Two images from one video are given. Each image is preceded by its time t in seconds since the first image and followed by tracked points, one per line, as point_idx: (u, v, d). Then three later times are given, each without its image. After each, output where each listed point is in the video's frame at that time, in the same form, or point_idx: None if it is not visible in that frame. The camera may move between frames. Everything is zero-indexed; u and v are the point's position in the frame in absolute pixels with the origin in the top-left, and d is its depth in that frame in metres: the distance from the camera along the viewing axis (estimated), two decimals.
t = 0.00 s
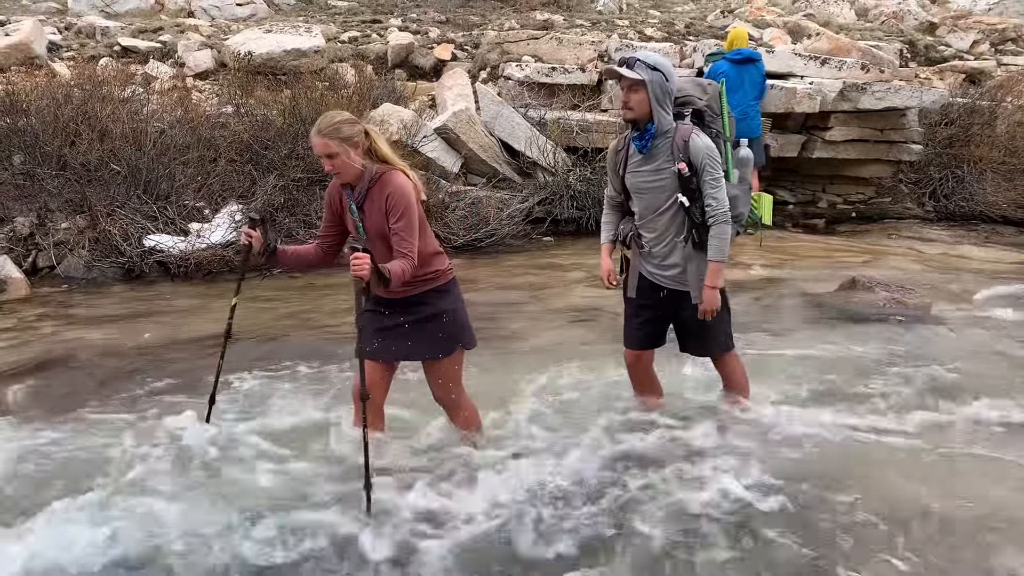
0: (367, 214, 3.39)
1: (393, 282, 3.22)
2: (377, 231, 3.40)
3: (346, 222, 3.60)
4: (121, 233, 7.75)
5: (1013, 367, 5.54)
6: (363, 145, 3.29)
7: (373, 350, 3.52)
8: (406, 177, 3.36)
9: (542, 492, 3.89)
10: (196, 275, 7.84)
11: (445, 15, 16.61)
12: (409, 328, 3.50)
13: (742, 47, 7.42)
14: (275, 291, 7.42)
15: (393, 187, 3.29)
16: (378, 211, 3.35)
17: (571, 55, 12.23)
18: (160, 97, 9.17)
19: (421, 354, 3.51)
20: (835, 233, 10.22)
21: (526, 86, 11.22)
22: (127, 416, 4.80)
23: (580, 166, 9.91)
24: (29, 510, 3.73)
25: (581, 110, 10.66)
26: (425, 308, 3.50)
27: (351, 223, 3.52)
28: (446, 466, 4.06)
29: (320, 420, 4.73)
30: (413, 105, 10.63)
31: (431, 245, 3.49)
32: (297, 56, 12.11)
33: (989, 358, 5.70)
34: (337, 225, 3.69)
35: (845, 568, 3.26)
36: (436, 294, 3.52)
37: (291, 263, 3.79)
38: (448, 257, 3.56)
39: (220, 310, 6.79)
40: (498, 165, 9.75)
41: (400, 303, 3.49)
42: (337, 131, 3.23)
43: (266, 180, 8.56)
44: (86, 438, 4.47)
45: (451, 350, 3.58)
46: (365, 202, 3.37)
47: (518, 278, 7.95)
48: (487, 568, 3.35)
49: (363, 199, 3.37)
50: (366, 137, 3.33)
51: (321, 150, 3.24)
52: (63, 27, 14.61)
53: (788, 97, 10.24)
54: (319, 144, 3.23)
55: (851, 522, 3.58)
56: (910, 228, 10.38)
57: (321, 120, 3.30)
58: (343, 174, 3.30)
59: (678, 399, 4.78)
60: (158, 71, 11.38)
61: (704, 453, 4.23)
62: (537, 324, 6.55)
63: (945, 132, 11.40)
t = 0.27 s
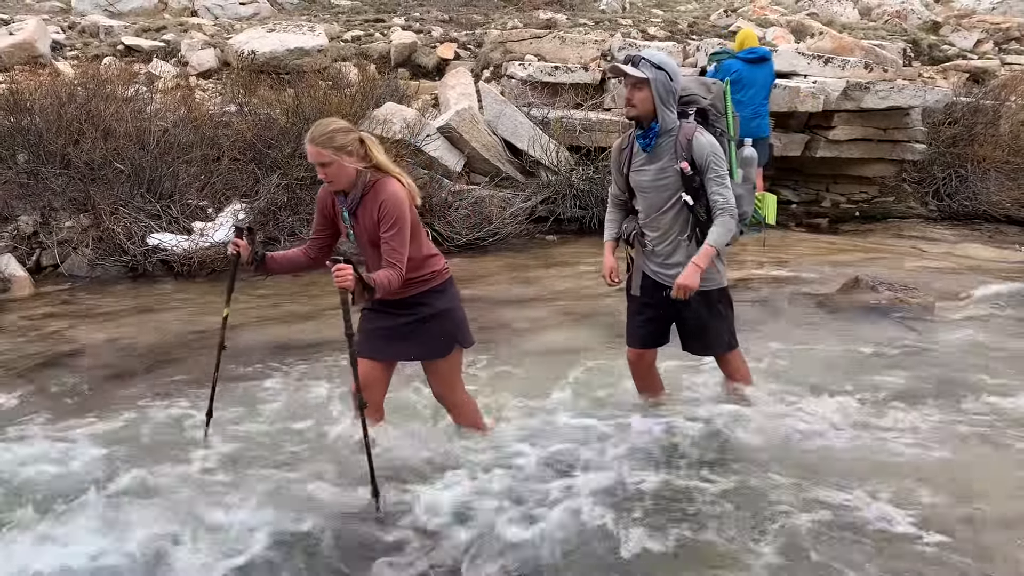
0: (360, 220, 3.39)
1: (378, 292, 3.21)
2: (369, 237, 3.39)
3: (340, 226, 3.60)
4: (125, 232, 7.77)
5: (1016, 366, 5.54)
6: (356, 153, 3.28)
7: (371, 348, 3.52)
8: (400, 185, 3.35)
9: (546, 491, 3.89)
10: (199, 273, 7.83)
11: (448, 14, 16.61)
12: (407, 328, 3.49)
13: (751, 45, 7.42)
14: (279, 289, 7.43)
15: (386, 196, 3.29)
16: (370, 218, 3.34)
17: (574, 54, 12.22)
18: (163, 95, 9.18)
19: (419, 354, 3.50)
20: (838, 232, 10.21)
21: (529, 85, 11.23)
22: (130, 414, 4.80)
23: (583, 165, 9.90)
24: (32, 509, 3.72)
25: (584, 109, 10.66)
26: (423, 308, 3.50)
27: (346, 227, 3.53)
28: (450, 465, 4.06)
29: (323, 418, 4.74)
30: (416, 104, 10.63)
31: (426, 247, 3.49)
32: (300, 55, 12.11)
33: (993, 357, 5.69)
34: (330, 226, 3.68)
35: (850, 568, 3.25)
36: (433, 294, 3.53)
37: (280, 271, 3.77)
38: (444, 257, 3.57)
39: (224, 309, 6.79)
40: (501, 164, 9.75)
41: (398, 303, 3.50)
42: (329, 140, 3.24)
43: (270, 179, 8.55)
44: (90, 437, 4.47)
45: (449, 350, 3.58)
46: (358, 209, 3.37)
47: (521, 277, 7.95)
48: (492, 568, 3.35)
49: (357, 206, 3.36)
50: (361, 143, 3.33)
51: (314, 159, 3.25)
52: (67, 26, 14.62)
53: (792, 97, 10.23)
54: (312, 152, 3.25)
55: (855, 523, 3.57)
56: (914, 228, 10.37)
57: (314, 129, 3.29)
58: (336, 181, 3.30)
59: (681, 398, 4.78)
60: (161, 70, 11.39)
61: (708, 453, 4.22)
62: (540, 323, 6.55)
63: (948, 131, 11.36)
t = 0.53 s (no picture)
0: (356, 222, 3.37)
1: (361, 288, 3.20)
2: (363, 237, 3.37)
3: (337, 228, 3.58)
4: (127, 230, 7.79)
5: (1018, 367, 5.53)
6: (350, 156, 3.26)
7: (367, 346, 3.51)
8: (395, 186, 3.33)
9: (549, 490, 3.90)
10: (201, 271, 7.84)
11: (450, 13, 16.60)
12: (405, 327, 3.49)
13: (755, 44, 7.43)
14: (281, 287, 7.44)
15: (381, 198, 3.26)
16: (366, 220, 3.32)
17: (577, 53, 12.22)
18: (166, 94, 9.20)
19: (419, 353, 3.51)
20: (840, 232, 10.20)
21: (532, 84, 11.23)
22: (132, 412, 4.81)
23: (586, 165, 9.91)
24: (35, 507, 3.73)
25: (587, 108, 10.66)
26: (422, 308, 3.50)
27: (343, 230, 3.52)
28: (453, 464, 4.06)
29: (325, 416, 4.76)
30: (419, 103, 10.65)
31: (423, 247, 3.47)
32: (303, 54, 12.12)
33: (997, 358, 5.68)
34: (325, 228, 3.63)
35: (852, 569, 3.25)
36: (431, 294, 3.52)
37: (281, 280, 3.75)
38: (442, 256, 3.56)
39: (227, 308, 6.80)
40: (504, 163, 9.75)
41: (397, 303, 3.49)
42: (321, 142, 3.22)
43: (272, 178, 8.55)
44: (92, 436, 4.48)
45: (447, 350, 3.58)
46: (354, 211, 3.34)
47: (523, 276, 7.96)
48: (495, 567, 3.35)
49: (352, 207, 3.34)
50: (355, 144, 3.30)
51: (306, 161, 3.23)
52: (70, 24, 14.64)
53: (794, 96, 10.22)
54: (305, 155, 3.23)
55: (858, 523, 3.57)
56: (916, 227, 10.37)
57: (307, 131, 3.28)
58: (329, 183, 3.28)
59: (683, 397, 4.79)
60: (164, 69, 11.41)
61: (710, 452, 4.22)
62: (543, 322, 6.56)
63: (951, 131, 11.36)
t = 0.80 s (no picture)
0: (355, 221, 3.37)
1: (353, 281, 3.19)
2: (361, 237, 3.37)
3: (335, 230, 3.58)
4: (130, 230, 7.79)
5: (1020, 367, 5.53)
6: (349, 155, 3.27)
7: (365, 345, 3.52)
8: (394, 185, 3.33)
9: (551, 489, 3.90)
10: (203, 271, 7.85)
11: (453, 13, 16.59)
12: (402, 325, 3.49)
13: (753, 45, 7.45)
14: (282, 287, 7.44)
15: (381, 195, 3.25)
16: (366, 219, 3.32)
17: (579, 53, 12.23)
18: (168, 94, 9.22)
19: (417, 352, 3.51)
20: (842, 232, 10.21)
21: (534, 84, 11.23)
22: (135, 411, 4.82)
23: (587, 164, 9.91)
24: (38, 503, 3.73)
25: (588, 108, 10.66)
26: (421, 308, 3.50)
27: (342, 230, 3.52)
28: (454, 463, 4.06)
29: (327, 415, 4.77)
30: (421, 103, 10.65)
31: (421, 246, 3.48)
32: (305, 54, 12.13)
33: (998, 358, 5.68)
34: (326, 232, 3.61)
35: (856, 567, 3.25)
36: (430, 294, 3.52)
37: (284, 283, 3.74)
38: (440, 256, 3.57)
39: (229, 307, 6.81)
40: (505, 163, 9.76)
41: (395, 302, 3.50)
42: (319, 144, 3.24)
43: (274, 177, 8.56)
44: (94, 433, 4.49)
45: (446, 349, 3.58)
46: (353, 210, 3.34)
47: (525, 276, 7.96)
48: (497, 567, 3.35)
49: (351, 208, 3.34)
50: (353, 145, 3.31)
51: (305, 163, 3.25)
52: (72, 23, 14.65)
53: (796, 96, 10.23)
54: (303, 157, 3.25)
55: (861, 523, 3.56)
56: (917, 228, 10.37)
57: (304, 133, 3.28)
58: (328, 184, 3.29)
59: (685, 396, 4.79)
60: (166, 68, 11.42)
61: (712, 451, 4.22)
62: (544, 322, 6.56)
63: (954, 131, 11.35)
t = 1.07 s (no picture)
0: (355, 224, 3.36)
1: (356, 290, 3.18)
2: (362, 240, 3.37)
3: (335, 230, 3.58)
4: (131, 229, 7.80)
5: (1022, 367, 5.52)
6: (352, 160, 3.26)
7: (365, 345, 3.52)
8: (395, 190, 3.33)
9: (555, 490, 3.89)
10: (204, 270, 7.85)
11: (454, 12, 16.57)
12: (401, 325, 3.49)
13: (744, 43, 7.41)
14: (283, 286, 7.44)
15: (382, 202, 3.25)
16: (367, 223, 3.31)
17: (580, 52, 12.21)
18: (170, 93, 9.22)
19: (417, 352, 3.50)
20: (844, 231, 10.20)
21: (535, 83, 11.22)
22: (136, 410, 4.82)
23: (589, 164, 9.90)
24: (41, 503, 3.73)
25: (590, 107, 10.66)
26: (420, 308, 3.50)
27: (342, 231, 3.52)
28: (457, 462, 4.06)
29: (329, 414, 4.77)
30: (422, 102, 10.65)
31: (420, 248, 3.48)
32: (306, 53, 12.12)
33: (1000, 358, 5.67)
34: (329, 231, 3.62)
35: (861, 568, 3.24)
36: (430, 293, 3.52)
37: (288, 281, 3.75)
38: (439, 256, 3.57)
39: (232, 306, 6.81)
40: (506, 162, 9.75)
41: (395, 302, 3.50)
42: (323, 147, 3.23)
43: (275, 177, 8.56)
44: (97, 433, 4.48)
45: (446, 349, 3.58)
46: (354, 213, 3.33)
47: (526, 275, 7.95)
48: (497, 566, 3.35)
49: (352, 210, 3.33)
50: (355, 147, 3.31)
51: (308, 167, 3.24)
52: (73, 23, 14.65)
53: (798, 95, 10.22)
54: (306, 161, 3.24)
55: (861, 523, 3.56)
56: (919, 227, 10.36)
57: (307, 136, 3.27)
58: (331, 187, 3.28)
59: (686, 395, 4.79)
60: (168, 68, 11.42)
61: (716, 451, 4.22)
62: (545, 321, 6.56)
63: (955, 130, 11.34)
